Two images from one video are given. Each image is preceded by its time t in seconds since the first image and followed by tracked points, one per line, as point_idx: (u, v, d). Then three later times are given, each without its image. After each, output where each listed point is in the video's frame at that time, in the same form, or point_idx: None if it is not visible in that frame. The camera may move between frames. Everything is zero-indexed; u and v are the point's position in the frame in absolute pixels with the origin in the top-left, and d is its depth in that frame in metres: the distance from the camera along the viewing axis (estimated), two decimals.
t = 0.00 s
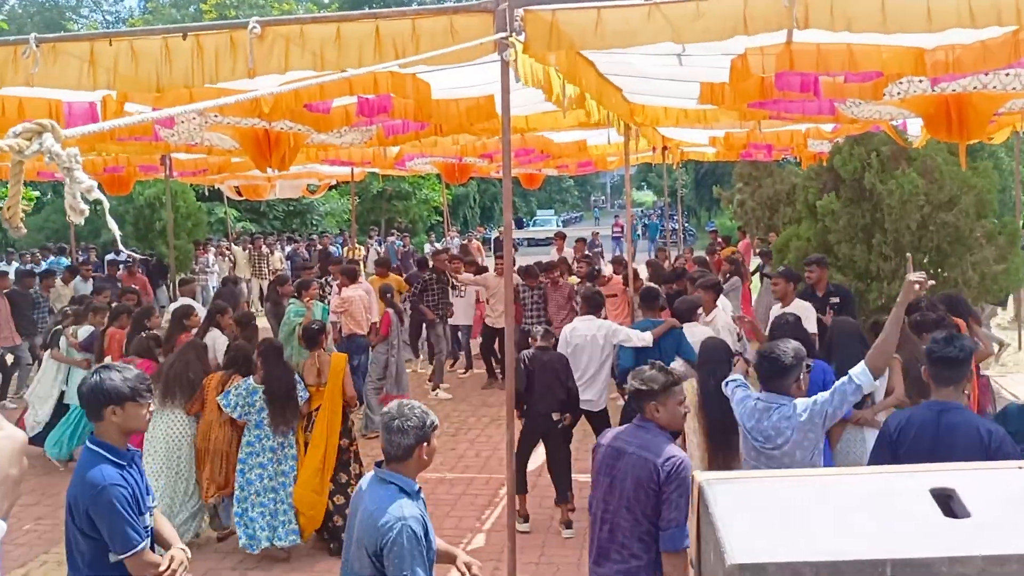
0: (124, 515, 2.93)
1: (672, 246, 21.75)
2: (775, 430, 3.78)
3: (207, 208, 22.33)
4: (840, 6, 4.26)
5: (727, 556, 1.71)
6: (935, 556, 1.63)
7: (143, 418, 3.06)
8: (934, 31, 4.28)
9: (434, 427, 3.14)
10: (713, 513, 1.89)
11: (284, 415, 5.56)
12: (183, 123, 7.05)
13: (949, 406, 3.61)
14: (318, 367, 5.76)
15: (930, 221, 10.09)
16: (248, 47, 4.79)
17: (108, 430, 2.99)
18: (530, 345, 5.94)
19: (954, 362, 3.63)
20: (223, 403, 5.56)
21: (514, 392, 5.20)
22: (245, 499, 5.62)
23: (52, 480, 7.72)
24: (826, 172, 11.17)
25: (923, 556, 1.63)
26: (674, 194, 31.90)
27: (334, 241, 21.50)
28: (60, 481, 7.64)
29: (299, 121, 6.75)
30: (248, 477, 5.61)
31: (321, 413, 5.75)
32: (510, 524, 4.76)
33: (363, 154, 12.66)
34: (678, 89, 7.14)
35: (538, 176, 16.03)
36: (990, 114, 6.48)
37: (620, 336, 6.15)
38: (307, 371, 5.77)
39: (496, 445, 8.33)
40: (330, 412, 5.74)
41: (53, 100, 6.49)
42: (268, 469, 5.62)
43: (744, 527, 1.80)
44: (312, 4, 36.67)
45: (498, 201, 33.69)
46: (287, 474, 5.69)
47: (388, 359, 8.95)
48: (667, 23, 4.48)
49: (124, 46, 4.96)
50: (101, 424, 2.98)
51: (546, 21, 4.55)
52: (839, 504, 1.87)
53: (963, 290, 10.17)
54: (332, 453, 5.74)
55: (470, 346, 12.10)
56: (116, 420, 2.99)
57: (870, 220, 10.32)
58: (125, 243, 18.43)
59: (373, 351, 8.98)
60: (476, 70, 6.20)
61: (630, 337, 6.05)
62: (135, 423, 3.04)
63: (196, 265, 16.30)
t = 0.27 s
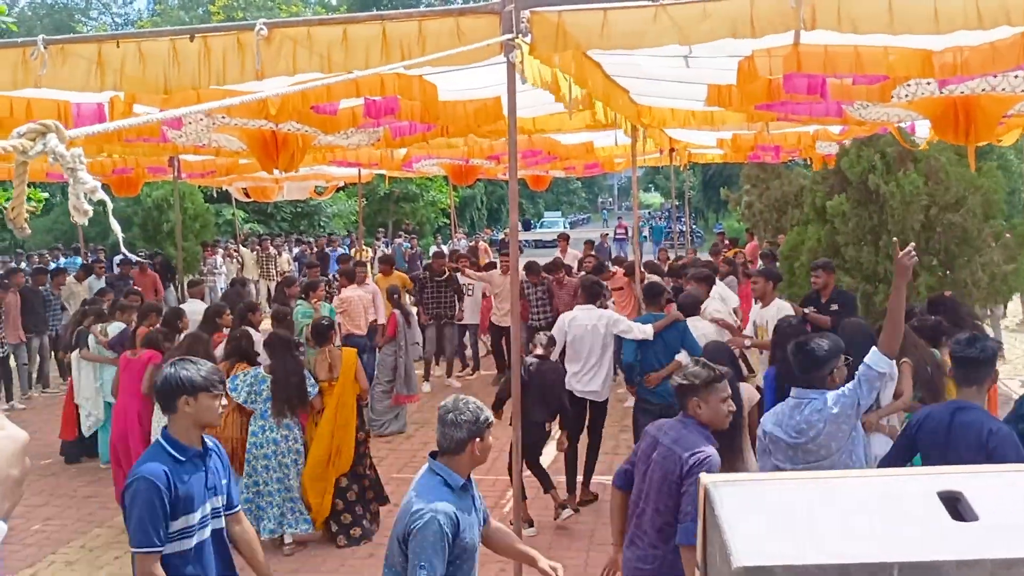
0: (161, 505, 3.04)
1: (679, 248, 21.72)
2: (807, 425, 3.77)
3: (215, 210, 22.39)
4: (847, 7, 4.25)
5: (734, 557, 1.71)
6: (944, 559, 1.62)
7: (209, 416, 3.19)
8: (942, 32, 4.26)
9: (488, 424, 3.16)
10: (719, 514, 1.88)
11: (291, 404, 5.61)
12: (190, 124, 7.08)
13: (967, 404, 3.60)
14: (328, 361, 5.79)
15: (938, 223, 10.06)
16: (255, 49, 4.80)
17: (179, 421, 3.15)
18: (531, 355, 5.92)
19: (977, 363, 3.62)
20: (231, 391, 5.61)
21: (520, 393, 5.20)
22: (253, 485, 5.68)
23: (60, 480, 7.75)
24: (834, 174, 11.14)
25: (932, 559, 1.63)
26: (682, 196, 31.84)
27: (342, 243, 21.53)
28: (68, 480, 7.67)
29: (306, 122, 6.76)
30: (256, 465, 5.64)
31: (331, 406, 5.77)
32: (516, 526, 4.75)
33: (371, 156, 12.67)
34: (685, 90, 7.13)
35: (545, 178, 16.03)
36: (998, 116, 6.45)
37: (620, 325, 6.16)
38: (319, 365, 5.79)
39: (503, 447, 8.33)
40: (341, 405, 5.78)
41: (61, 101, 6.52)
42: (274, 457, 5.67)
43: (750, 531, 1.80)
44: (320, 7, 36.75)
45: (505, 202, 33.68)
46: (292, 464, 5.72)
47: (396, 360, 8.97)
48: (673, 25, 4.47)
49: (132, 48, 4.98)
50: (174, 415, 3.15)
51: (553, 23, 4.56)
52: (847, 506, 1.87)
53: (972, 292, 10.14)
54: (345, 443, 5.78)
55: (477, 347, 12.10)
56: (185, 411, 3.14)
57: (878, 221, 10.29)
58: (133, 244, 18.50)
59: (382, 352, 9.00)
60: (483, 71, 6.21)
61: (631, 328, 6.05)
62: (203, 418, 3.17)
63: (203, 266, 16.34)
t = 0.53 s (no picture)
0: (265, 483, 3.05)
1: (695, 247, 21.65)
2: (841, 394, 3.77)
3: (232, 209, 22.51)
4: (867, 4, 4.21)
5: (752, 559, 1.69)
6: (964, 562, 1.61)
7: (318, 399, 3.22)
8: (963, 29, 4.22)
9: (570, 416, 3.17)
10: (737, 515, 1.87)
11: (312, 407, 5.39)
12: (208, 124, 7.11)
13: (1005, 380, 3.58)
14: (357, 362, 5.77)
15: (956, 221, 9.97)
16: (272, 49, 4.81)
17: (291, 402, 3.17)
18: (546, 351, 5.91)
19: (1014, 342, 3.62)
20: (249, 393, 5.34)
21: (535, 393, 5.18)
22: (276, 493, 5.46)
23: (81, 477, 7.81)
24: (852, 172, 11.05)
25: (952, 562, 1.61)
26: (698, 194, 31.70)
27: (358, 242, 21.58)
28: (87, 478, 7.72)
29: (322, 122, 6.78)
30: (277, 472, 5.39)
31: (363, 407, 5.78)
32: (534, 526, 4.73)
33: (387, 155, 12.68)
34: (702, 89, 7.09)
35: (560, 177, 16.00)
36: (1019, 113, 6.38)
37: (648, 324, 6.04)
38: (348, 366, 5.76)
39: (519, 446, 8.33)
40: (373, 406, 5.79)
41: (80, 102, 6.57)
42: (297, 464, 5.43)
43: (768, 531, 1.78)
44: (338, 7, 36.92)
45: (521, 202, 33.69)
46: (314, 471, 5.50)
47: (412, 358, 8.98)
48: (690, 22, 4.44)
49: (149, 49, 5.00)
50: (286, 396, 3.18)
51: (569, 20, 4.54)
52: (867, 507, 1.85)
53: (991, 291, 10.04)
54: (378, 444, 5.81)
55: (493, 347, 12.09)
56: (297, 393, 3.17)
57: (896, 220, 10.20)
58: (151, 243, 18.63)
59: (397, 350, 9.01)
60: (499, 70, 6.20)
61: (657, 329, 6.01)
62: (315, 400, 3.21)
63: (221, 265, 16.44)
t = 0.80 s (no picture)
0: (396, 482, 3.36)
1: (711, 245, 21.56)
2: (885, 400, 4.02)
3: (249, 210, 22.61)
4: None
5: (768, 558, 1.68)
6: (983, 561, 1.59)
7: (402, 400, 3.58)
8: (983, 25, 4.18)
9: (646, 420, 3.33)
10: (754, 513, 1.87)
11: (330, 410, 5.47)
12: (225, 126, 7.16)
13: None
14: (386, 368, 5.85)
15: (975, 218, 9.88)
16: (289, 50, 4.83)
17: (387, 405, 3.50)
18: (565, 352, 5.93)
19: None
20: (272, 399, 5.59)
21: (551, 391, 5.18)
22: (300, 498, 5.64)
23: (101, 475, 7.88)
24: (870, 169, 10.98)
25: (971, 561, 1.59)
26: (714, 193, 31.55)
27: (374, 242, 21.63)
28: (107, 477, 7.78)
29: (338, 123, 6.81)
30: (299, 480, 5.59)
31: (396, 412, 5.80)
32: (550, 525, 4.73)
33: (402, 155, 12.71)
34: (718, 86, 7.06)
35: (576, 176, 15.97)
36: None
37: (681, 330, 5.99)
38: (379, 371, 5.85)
39: (535, 445, 8.32)
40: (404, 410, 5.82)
41: (99, 104, 6.62)
42: (317, 470, 5.58)
43: (786, 531, 1.77)
44: (354, 8, 37.02)
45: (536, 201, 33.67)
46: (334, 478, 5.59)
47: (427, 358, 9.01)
48: (706, 19, 4.42)
49: (167, 50, 5.03)
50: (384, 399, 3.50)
51: (584, 18, 4.54)
52: (886, 507, 1.83)
53: (1011, 289, 9.95)
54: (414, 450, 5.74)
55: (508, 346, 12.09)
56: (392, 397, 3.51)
57: (914, 218, 10.13)
58: (169, 243, 18.76)
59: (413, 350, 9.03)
60: (515, 69, 6.20)
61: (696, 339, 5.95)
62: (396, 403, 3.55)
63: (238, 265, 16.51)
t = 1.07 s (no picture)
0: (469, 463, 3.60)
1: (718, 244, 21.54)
2: (957, 402, 4.15)
3: (256, 206, 22.64)
4: None
5: (772, 557, 1.68)
6: (987, 562, 1.58)
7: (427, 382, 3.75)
8: (991, 24, 4.16)
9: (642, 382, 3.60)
10: (758, 512, 1.87)
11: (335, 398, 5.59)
12: (232, 123, 7.17)
13: None
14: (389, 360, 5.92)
15: (984, 218, 9.84)
16: (295, 48, 4.83)
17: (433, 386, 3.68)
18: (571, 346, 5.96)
19: None
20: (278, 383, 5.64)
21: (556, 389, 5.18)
22: (295, 486, 5.59)
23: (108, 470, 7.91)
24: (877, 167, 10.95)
25: (975, 562, 1.58)
26: (721, 191, 31.46)
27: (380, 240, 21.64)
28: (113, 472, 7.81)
29: (344, 120, 6.82)
30: (298, 466, 5.57)
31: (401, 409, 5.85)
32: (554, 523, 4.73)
33: (408, 154, 12.70)
34: (724, 85, 7.05)
35: (582, 174, 15.95)
36: None
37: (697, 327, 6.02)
38: (384, 365, 5.94)
39: (540, 443, 8.33)
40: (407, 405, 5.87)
41: (105, 101, 6.64)
42: (319, 459, 5.59)
43: (790, 531, 1.76)
44: (362, 5, 37.03)
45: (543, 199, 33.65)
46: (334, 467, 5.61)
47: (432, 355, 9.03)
48: (712, 17, 4.41)
49: (174, 47, 5.04)
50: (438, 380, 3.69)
51: (589, 16, 4.53)
52: (888, 506, 1.83)
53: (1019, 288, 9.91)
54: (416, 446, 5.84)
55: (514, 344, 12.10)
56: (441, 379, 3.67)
57: (921, 217, 10.09)
58: (177, 240, 18.81)
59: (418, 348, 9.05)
60: (521, 67, 6.19)
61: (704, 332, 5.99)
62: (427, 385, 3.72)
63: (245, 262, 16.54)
